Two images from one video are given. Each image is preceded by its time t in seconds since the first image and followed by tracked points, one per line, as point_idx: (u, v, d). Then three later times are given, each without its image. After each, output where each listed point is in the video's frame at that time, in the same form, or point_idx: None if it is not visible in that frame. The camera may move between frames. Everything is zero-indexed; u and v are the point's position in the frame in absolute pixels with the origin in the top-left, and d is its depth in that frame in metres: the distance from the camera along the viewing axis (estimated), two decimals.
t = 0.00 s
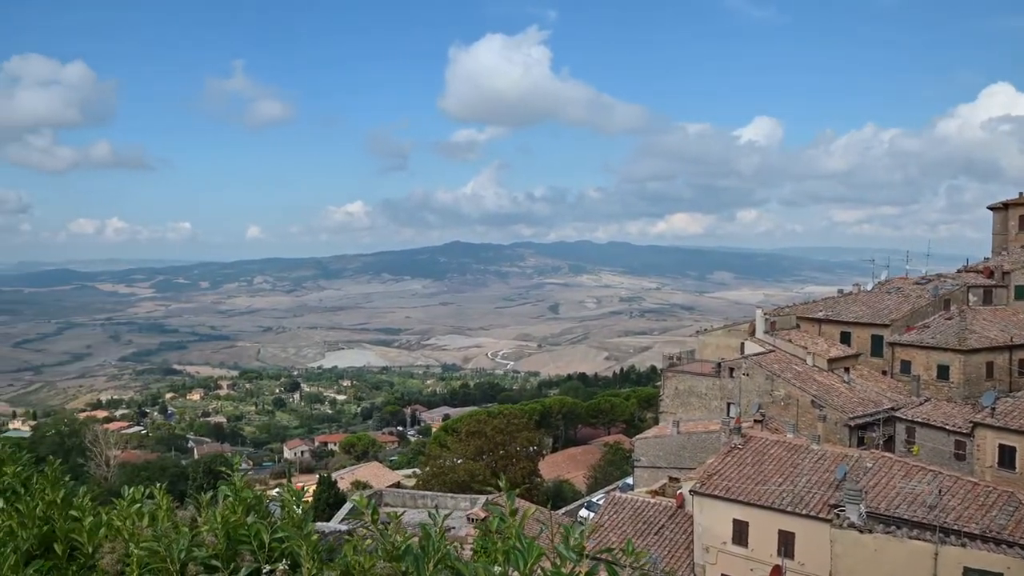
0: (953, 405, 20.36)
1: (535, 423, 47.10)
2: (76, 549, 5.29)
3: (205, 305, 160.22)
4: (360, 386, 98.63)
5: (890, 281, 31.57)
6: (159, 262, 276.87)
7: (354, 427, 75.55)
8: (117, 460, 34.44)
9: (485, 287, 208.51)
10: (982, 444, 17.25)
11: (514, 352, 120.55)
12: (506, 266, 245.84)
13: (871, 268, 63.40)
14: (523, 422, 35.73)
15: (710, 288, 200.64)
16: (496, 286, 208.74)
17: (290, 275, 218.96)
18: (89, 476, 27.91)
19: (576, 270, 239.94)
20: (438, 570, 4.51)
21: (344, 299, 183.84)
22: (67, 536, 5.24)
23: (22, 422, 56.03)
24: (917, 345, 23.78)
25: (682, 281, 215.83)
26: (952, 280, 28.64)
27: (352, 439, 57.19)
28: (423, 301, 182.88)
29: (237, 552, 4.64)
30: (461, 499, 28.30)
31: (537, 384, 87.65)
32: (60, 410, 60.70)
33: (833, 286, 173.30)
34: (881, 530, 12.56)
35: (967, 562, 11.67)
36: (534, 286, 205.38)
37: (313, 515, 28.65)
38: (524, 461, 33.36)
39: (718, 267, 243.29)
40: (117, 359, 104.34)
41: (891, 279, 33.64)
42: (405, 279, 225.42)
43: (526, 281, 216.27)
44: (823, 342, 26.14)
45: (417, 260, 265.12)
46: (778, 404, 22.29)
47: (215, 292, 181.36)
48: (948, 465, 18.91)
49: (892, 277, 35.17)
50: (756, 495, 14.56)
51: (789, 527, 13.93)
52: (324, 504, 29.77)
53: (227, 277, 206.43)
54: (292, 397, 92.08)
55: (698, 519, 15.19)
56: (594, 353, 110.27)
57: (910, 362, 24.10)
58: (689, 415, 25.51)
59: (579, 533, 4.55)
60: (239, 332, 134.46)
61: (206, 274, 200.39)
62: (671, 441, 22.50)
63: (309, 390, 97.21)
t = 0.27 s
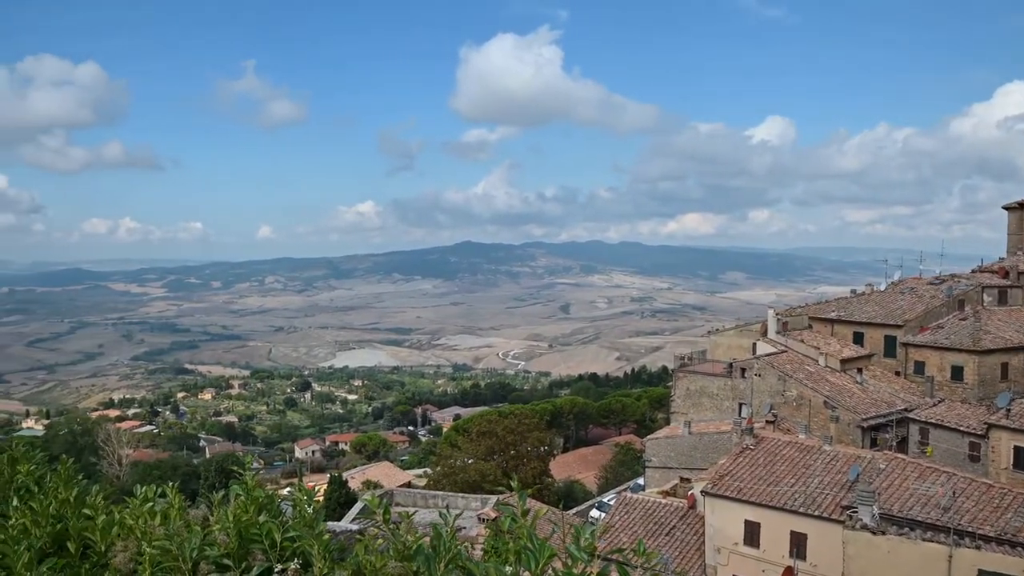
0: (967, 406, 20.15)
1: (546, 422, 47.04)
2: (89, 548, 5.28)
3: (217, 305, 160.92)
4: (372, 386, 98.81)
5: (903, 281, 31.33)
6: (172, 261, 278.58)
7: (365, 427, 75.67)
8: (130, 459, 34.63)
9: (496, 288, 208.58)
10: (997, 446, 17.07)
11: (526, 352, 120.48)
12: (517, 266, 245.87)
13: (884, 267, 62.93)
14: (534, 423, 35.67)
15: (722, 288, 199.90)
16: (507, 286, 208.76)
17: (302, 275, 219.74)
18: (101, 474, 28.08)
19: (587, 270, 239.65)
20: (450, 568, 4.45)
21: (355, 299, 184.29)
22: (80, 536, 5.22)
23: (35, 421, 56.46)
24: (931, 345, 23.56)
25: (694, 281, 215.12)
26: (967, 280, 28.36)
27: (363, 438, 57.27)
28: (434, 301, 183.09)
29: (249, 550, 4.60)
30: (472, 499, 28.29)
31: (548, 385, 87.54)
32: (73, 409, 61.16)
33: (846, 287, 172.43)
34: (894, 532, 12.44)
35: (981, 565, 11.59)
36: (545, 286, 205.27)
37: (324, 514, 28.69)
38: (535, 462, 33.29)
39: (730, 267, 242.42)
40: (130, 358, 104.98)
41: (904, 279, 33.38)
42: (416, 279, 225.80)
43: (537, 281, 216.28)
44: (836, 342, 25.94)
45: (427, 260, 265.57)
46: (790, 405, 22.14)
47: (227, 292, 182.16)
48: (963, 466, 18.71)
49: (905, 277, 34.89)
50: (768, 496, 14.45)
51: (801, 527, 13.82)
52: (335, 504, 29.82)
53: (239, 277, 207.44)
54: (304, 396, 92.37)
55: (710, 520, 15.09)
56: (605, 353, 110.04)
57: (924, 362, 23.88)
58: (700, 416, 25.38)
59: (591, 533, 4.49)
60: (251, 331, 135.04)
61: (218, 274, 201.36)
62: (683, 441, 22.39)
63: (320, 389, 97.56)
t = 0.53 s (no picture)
0: (982, 407, 19.94)
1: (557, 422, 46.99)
2: (102, 546, 5.27)
3: (229, 304, 161.68)
4: (383, 386, 99.03)
5: (917, 282, 31.09)
6: (185, 261, 280.05)
7: (376, 427, 75.83)
8: (143, 458, 34.80)
9: (507, 288, 208.57)
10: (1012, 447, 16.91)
11: (536, 352, 120.45)
12: (527, 266, 245.95)
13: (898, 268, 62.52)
14: (545, 423, 35.61)
15: (733, 288, 199.23)
16: (518, 286, 208.80)
17: (313, 275, 220.47)
18: (113, 473, 28.23)
19: (598, 270, 239.38)
20: (460, 570, 4.41)
21: (366, 299, 184.78)
22: (92, 534, 5.21)
23: (48, 420, 56.90)
24: (945, 345, 23.36)
25: (705, 281, 214.48)
26: (981, 280, 28.12)
27: (374, 438, 57.38)
28: (445, 301, 183.36)
29: (260, 550, 4.57)
30: (483, 499, 28.27)
31: (559, 385, 87.46)
32: (86, 408, 61.56)
33: (858, 287, 171.59)
34: (908, 534, 12.30)
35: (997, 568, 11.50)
36: (556, 286, 205.18)
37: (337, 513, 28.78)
38: (546, 462, 33.23)
39: (741, 267, 241.68)
40: (142, 357, 105.60)
41: (918, 279, 33.14)
42: (427, 279, 226.19)
43: (547, 281, 216.26)
44: (849, 343, 25.75)
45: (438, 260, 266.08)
46: (802, 406, 21.99)
47: (239, 292, 182.95)
48: (977, 468, 18.53)
49: (919, 277, 34.63)
50: (779, 497, 14.34)
51: (813, 529, 13.69)
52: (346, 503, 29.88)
53: (250, 277, 208.27)
54: (315, 396, 92.68)
55: (721, 521, 14.98)
56: (616, 353, 109.88)
57: (938, 363, 23.67)
58: (712, 416, 25.26)
59: (601, 535, 4.42)
60: (262, 331, 135.57)
61: (230, 274, 202.32)
62: (694, 441, 22.28)
63: (331, 389, 97.89)
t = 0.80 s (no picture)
0: (997, 409, 19.73)
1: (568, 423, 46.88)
2: (115, 545, 5.24)
3: (240, 304, 162.35)
4: (394, 386, 99.16)
5: (930, 282, 30.83)
6: (198, 260, 281.69)
7: (387, 426, 75.94)
8: (155, 458, 34.93)
9: (518, 287, 208.52)
10: None
11: (547, 352, 120.33)
12: (538, 266, 245.84)
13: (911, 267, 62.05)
14: (556, 423, 35.54)
15: (745, 288, 198.43)
16: (529, 286, 208.70)
17: (324, 274, 221.11)
18: (126, 472, 28.40)
19: (609, 270, 238.99)
20: (471, 570, 4.36)
21: (377, 299, 185.17)
22: (105, 532, 5.18)
23: (61, 419, 57.21)
24: (959, 346, 23.17)
25: (717, 281, 213.78)
26: (996, 281, 27.86)
27: (385, 438, 57.42)
28: (455, 301, 183.50)
29: (272, 549, 4.53)
30: (493, 499, 28.23)
31: (570, 385, 87.30)
32: (98, 407, 61.97)
33: (871, 287, 170.70)
34: (922, 537, 12.17)
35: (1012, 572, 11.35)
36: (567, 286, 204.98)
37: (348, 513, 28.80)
38: (557, 462, 33.15)
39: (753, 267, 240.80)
40: (153, 356, 106.15)
41: (931, 279, 32.89)
42: (438, 279, 226.42)
43: (558, 281, 216.09)
44: (861, 343, 25.54)
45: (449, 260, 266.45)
46: (814, 406, 21.83)
47: (250, 291, 183.65)
48: (992, 470, 18.34)
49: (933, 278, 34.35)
50: (792, 498, 14.22)
51: (826, 530, 13.56)
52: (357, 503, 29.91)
53: (262, 277, 209.28)
54: (326, 396, 92.92)
55: (733, 522, 14.88)
56: (627, 353, 109.63)
57: (952, 364, 23.46)
58: (723, 417, 25.12)
59: (613, 536, 4.36)
60: (273, 331, 136.03)
61: (241, 274, 203.14)
62: (706, 442, 22.14)
63: (342, 388, 98.14)
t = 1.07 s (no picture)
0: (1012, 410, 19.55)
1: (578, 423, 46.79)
2: (126, 544, 5.23)
3: (252, 304, 163.01)
4: (405, 386, 99.35)
5: (944, 282, 30.60)
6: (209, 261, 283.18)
7: (398, 426, 76.06)
8: (166, 457, 35.07)
9: (529, 288, 208.52)
10: None
11: (558, 352, 120.25)
12: (549, 266, 245.72)
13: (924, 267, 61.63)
14: (567, 423, 35.48)
15: (757, 288, 197.65)
16: (539, 286, 208.63)
17: (335, 274, 221.71)
18: (138, 471, 28.53)
19: (620, 270, 238.59)
20: (483, 570, 4.33)
21: (388, 299, 185.57)
22: (118, 531, 5.19)
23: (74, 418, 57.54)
24: (973, 348, 22.98)
25: (728, 282, 213.06)
26: (1010, 281, 27.62)
27: (395, 438, 57.48)
28: (466, 301, 183.63)
29: (284, 548, 4.51)
30: (504, 499, 28.18)
31: (581, 385, 87.18)
32: (111, 406, 62.41)
33: (884, 287, 169.70)
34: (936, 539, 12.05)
35: None
36: (578, 286, 204.79)
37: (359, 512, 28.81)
38: (567, 463, 33.08)
39: (765, 268, 239.90)
40: (165, 356, 106.71)
41: (945, 280, 32.66)
42: (448, 279, 226.64)
43: (569, 281, 215.90)
44: (874, 344, 25.35)
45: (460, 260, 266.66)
46: (826, 408, 21.68)
47: (261, 291, 184.36)
48: (1007, 472, 18.17)
49: (947, 278, 34.11)
50: (804, 500, 14.12)
51: (839, 532, 13.45)
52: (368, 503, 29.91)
53: (273, 277, 210.14)
54: (337, 395, 93.17)
55: (744, 523, 14.79)
56: (639, 353, 109.39)
57: (966, 365, 23.27)
58: (734, 418, 25.00)
59: (626, 537, 4.32)
60: (285, 331, 136.52)
61: (253, 275, 204.01)
62: (717, 443, 22.03)
63: (353, 388, 98.41)
